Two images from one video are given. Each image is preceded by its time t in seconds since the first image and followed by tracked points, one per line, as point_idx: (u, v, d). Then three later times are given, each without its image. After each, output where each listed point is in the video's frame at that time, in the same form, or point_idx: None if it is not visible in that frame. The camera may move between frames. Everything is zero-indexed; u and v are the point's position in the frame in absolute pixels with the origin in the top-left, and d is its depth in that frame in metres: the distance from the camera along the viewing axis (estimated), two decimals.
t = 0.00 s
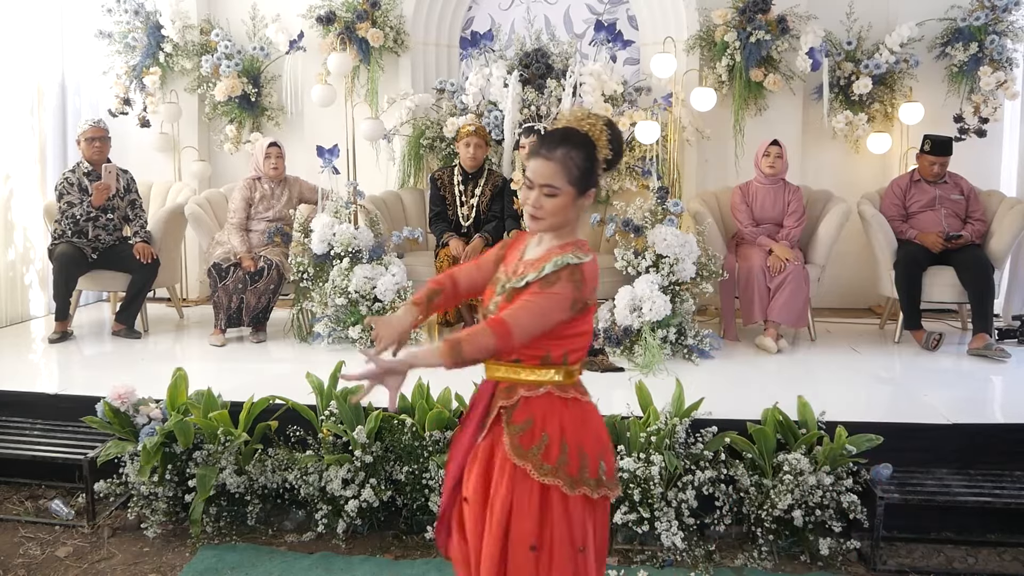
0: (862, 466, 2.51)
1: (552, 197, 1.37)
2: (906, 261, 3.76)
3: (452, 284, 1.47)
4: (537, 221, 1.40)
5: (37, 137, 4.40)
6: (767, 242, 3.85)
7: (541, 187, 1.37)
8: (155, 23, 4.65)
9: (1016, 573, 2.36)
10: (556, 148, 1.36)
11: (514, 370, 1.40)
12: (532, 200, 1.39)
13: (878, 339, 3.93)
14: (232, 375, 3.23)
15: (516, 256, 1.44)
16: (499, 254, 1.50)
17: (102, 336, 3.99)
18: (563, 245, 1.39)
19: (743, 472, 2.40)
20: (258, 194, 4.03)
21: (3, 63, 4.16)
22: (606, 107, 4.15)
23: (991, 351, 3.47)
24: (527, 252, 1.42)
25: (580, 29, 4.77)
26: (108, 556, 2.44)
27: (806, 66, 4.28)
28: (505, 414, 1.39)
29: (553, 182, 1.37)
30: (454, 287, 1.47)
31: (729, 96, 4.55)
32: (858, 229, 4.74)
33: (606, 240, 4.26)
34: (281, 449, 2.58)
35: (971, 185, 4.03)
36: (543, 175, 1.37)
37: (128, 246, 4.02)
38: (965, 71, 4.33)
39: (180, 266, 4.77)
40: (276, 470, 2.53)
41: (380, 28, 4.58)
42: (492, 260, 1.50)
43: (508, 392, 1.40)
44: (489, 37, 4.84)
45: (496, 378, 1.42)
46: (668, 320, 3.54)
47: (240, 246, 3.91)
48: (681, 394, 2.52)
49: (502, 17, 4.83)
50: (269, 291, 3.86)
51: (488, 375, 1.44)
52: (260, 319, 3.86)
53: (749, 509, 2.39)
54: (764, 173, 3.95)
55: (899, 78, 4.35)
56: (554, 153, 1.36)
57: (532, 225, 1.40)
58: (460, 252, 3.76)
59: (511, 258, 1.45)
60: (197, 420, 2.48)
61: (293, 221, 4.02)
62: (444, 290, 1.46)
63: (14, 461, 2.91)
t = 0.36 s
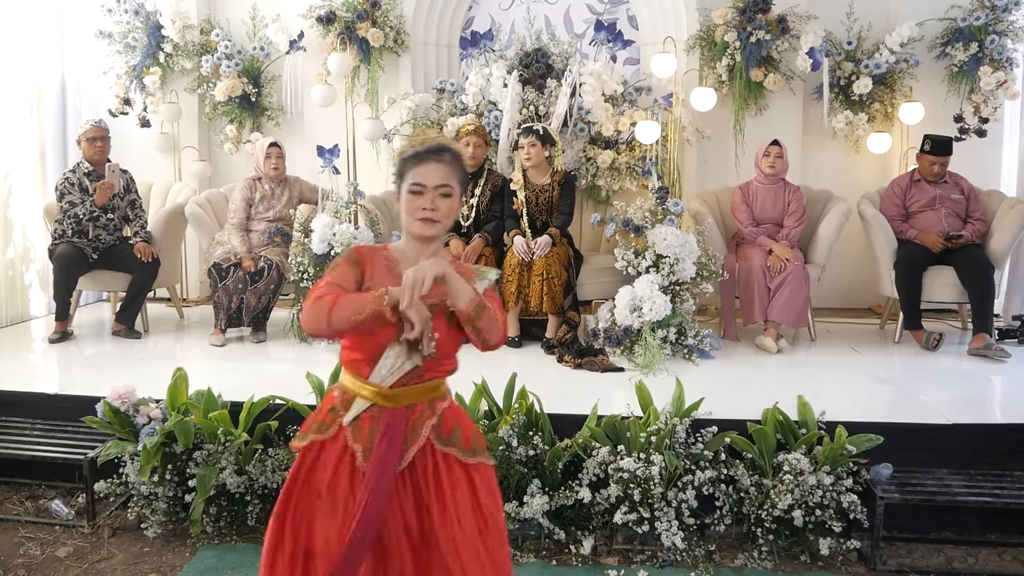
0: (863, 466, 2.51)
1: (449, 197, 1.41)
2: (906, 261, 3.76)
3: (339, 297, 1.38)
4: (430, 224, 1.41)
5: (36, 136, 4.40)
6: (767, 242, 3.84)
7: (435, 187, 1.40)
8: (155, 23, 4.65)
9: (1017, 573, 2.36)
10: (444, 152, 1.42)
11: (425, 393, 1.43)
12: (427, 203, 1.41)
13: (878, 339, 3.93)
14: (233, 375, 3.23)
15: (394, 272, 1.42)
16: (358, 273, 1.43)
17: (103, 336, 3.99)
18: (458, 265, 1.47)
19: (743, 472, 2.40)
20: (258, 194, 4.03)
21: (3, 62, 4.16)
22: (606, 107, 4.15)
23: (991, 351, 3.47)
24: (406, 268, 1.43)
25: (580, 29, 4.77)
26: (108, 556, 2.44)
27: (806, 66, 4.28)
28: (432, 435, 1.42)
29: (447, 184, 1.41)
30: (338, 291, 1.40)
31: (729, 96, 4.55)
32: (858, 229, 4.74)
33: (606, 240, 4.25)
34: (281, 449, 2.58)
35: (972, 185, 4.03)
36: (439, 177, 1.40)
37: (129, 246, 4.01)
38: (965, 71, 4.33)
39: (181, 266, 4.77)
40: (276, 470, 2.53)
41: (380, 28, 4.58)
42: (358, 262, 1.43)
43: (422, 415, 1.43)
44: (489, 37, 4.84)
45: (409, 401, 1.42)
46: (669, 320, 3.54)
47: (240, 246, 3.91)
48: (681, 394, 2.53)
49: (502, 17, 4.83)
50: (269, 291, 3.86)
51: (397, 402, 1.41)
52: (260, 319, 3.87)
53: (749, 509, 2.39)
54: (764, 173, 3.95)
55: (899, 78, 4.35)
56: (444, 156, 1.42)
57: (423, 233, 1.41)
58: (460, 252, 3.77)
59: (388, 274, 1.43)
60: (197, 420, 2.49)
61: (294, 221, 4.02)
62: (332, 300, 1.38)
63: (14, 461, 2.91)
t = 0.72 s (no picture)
0: (863, 466, 2.51)
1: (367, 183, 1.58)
2: (906, 261, 3.76)
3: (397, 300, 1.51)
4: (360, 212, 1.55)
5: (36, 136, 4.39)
6: (767, 242, 3.84)
7: (358, 178, 1.56)
8: (155, 22, 4.64)
9: (1017, 573, 2.36)
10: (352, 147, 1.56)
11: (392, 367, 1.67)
12: (354, 194, 1.55)
13: (878, 339, 3.93)
14: (233, 375, 3.23)
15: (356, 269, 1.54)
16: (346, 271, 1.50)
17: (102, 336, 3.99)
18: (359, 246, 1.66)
19: (743, 472, 2.40)
20: (258, 194, 4.03)
21: (3, 62, 4.16)
22: (606, 107, 4.15)
23: (991, 351, 3.47)
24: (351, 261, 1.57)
25: (580, 29, 4.77)
26: (108, 556, 2.44)
27: (806, 66, 4.28)
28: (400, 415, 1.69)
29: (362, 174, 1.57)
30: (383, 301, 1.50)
31: (729, 96, 4.55)
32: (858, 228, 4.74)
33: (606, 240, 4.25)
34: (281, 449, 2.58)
35: (972, 185, 4.03)
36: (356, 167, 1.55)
37: (129, 246, 4.01)
38: (965, 71, 4.33)
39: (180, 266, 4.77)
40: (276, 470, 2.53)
41: (380, 28, 4.58)
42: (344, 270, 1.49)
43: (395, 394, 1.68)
44: (490, 37, 4.84)
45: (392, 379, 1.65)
46: (669, 320, 3.54)
47: (240, 246, 3.91)
48: (681, 394, 2.53)
49: (502, 17, 4.83)
50: (269, 291, 3.86)
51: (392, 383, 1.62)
52: (259, 319, 3.88)
53: (749, 509, 2.39)
54: (764, 173, 3.94)
55: (899, 78, 4.35)
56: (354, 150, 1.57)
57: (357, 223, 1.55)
58: (460, 252, 3.77)
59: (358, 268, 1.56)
60: (198, 420, 2.49)
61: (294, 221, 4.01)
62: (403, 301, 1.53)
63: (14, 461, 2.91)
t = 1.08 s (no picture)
0: (863, 466, 2.51)
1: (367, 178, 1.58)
2: (906, 261, 3.76)
3: (320, 328, 1.42)
4: (360, 206, 1.55)
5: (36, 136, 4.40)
6: (767, 242, 3.84)
7: (355, 173, 1.56)
8: (155, 23, 4.64)
9: (1017, 573, 2.36)
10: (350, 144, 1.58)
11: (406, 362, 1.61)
12: (353, 188, 1.55)
13: (878, 339, 3.93)
14: (233, 375, 3.23)
15: (342, 263, 1.52)
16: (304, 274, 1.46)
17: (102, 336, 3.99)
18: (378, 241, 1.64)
19: (743, 472, 2.40)
20: (258, 194, 4.03)
21: (3, 62, 4.16)
22: (606, 107, 4.15)
23: (991, 351, 3.47)
24: (347, 256, 1.55)
25: (580, 29, 4.77)
26: (108, 557, 2.44)
27: (807, 66, 4.28)
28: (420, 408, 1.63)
29: (361, 169, 1.57)
30: (312, 320, 1.43)
31: (729, 96, 4.55)
32: (858, 228, 4.74)
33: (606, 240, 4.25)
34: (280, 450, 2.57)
35: (972, 185, 4.03)
36: (354, 163, 1.56)
37: (129, 246, 4.01)
38: (965, 71, 4.33)
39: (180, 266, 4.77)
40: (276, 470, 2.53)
41: (380, 28, 4.58)
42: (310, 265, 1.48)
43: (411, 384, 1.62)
44: (489, 38, 4.85)
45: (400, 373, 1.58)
46: (668, 320, 3.54)
47: (240, 246, 3.91)
48: (682, 394, 2.53)
49: (502, 17, 4.83)
50: (268, 291, 3.87)
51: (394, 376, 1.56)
52: (259, 319, 3.88)
53: (749, 509, 2.39)
54: (764, 173, 3.95)
55: (899, 78, 4.35)
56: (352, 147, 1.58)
57: (356, 217, 1.55)
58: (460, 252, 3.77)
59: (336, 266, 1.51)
60: (198, 420, 2.49)
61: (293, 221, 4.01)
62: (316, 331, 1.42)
63: (14, 461, 2.91)
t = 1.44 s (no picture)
0: (863, 466, 2.51)
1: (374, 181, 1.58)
2: (906, 261, 3.76)
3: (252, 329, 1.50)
4: (364, 207, 1.55)
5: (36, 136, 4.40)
6: (767, 242, 3.85)
7: (362, 176, 1.56)
8: (155, 23, 4.65)
9: (1016, 573, 2.36)
10: (358, 145, 1.58)
11: (386, 374, 1.59)
12: (358, 190, 1.55)
13: (878, 339, 3.94)
14: (233, 376, 3.23)
15: (331, 265, 1.53)
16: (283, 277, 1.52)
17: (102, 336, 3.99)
18: (388, 243, 1.62)
19: (743, 472, 2.40)
20: (258, 194, 4.03)
21: (3, 62, 4.16)
22: (606, 107, 4.15)
23: (991, 351, 3.47)
24: (341, 258, 1.55)
25: (580, 29, 4.78)
26: (108, 557, 2.44)
27: (806, 66, 4.28)
28: (392, 426, 1.59)
29: (368, 171, 1.57)
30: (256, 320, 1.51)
31: (729, 96, 4.55)
32: (858, 228, 4.74)
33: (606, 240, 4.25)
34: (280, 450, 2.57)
35: (972, 185, 4.03)
36: (361, 165, 1.56)
37: (129, 246, 4.01)
38: (965, 71, 4.33)
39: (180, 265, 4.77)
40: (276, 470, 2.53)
41: (380, 28, 4.58)
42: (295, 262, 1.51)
43: (386, 399, 1.59)
44: (490, 37, 4.85)
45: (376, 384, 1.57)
46: (668, 320, 3.54)
47: (240, 246, 3.91)
48: (682, 394, 2.53)
49: (502, 17, 4.83)
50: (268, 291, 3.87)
51: (365, 383, 1.55)
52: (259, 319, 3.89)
53: (749, 509, 2.39)
54: (764, 173, 3.95)
55: (899, 79, 4.35)
56: (360, 148, 1.58)
57: (357, 220, 1.55)
58: (460, 252, 3.77)
59: (326, 269, 1.52)
60: (198, 420, 2.49)
61: (293, 221, 4.01)
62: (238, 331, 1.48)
63: (14, 461, 2.91)
